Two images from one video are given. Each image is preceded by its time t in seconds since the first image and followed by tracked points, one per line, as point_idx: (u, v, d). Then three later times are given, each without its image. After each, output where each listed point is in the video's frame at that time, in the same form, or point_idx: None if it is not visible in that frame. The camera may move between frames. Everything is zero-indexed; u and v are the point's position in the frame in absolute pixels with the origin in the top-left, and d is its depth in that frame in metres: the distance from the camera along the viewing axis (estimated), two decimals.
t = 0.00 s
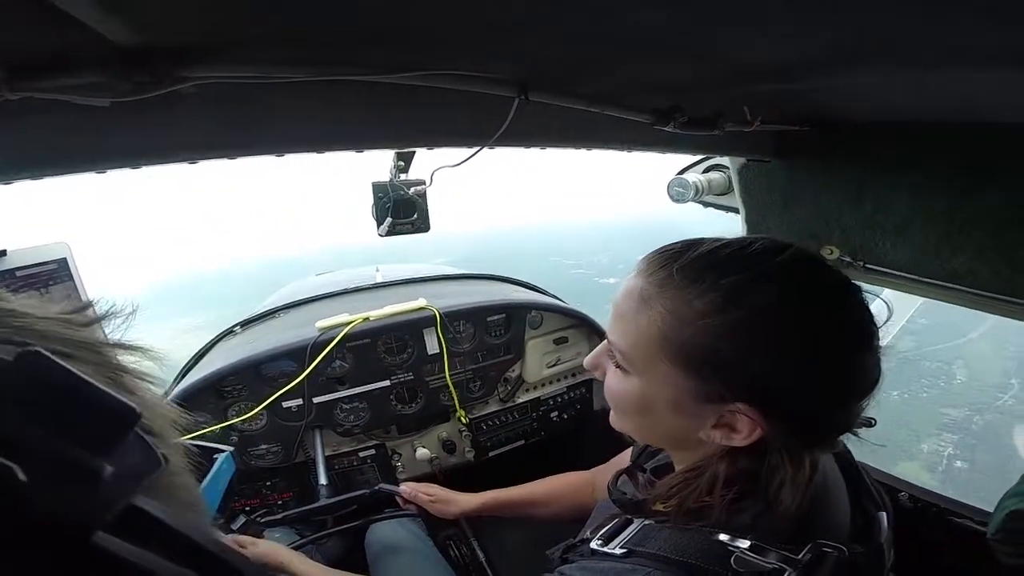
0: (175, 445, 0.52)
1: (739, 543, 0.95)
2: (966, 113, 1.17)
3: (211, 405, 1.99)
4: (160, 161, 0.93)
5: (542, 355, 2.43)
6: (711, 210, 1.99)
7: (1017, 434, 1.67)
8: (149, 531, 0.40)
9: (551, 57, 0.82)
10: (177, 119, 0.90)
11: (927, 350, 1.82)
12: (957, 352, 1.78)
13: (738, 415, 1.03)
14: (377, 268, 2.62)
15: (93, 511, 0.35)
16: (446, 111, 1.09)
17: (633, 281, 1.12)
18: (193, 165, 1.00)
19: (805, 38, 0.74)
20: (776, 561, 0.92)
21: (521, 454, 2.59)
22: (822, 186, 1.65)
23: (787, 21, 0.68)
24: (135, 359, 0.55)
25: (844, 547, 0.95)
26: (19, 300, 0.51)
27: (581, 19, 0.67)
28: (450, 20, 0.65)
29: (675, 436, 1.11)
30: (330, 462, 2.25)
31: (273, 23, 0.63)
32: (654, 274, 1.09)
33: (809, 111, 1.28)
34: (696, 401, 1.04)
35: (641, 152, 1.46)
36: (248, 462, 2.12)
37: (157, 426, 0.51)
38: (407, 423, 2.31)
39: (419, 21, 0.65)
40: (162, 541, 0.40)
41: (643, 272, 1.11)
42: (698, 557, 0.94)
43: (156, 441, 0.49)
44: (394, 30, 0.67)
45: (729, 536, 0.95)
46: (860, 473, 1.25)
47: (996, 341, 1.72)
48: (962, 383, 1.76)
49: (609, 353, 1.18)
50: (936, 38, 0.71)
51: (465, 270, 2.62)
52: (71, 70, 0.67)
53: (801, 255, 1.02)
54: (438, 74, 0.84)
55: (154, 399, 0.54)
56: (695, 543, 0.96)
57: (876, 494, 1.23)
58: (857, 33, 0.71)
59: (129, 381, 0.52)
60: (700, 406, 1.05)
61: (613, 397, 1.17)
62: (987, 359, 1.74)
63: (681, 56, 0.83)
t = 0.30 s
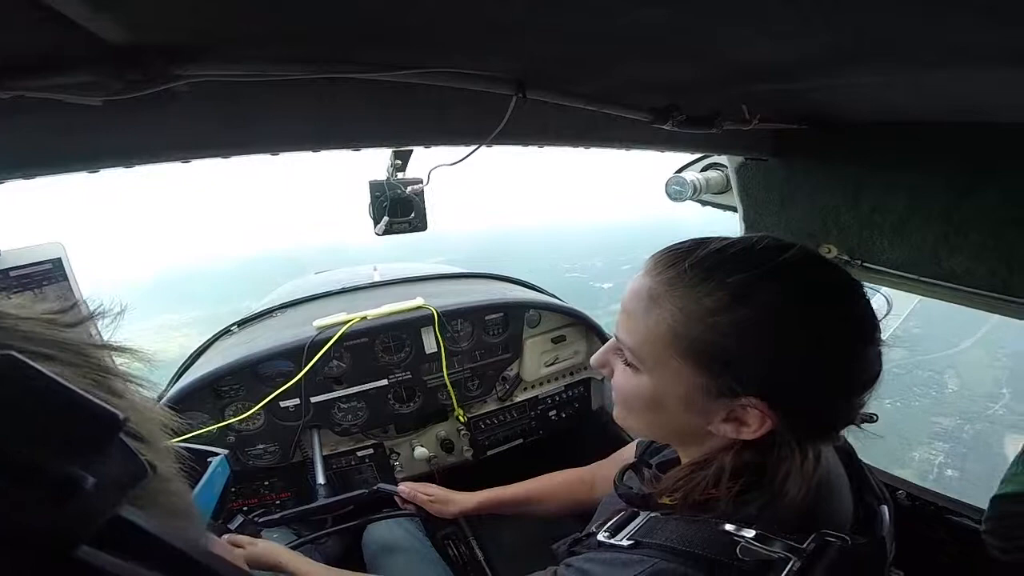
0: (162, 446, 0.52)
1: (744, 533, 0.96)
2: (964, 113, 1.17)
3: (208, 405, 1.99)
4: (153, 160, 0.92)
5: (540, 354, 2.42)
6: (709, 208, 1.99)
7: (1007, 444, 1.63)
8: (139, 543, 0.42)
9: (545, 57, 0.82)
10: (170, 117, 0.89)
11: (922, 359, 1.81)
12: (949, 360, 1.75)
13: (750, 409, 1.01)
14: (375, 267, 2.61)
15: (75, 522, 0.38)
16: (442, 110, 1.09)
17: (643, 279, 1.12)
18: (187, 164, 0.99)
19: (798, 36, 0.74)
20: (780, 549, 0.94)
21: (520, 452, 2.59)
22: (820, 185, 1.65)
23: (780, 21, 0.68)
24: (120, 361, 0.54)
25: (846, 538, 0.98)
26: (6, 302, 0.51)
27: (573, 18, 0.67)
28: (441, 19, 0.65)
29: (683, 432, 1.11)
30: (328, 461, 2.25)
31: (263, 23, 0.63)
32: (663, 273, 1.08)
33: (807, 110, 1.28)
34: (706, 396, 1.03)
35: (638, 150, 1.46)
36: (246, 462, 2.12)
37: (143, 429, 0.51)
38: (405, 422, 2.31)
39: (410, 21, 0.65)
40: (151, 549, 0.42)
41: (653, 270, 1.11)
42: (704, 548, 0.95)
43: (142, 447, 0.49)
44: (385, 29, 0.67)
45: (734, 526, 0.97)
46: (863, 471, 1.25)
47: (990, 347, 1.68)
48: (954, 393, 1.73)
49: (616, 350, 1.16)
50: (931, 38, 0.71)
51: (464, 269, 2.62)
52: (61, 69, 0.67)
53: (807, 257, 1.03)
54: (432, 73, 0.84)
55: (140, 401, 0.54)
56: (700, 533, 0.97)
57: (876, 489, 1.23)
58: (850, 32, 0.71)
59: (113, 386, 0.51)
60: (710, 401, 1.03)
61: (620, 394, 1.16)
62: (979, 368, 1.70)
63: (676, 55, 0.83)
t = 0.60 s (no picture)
0: (156, 446, 0.52)
1: (746, 520, 0.96)
2: (963, 106, 1.16)
3: (206, 402, 1.98)
4: (144, 157, 0.92)
5: (539, 350, 2.42)
6: (708, 203, 1.98)
7: (1005, 451, 1.63)
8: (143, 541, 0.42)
9: (540, 49, 0.81)
10: (161, 113, 0.89)
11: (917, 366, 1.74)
12: (947, 370, 1.70)
13: (757, 399, 1.02)
14: (373, 264, 2.61)
15: (69, 521, 0.37)
16: (438, 105, 1.08)
17: (646, 272, 1.10)
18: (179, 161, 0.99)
19: (795, 28, 0.73)
20: (782, 537, 0.94)
21: (520, 448, 2.59)
22: (820, 179, 1.64)
23: (775, 12, 0.67)
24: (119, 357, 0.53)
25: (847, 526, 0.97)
26: None
27: (566, 10, 0.66)
28: (433, 12, 0.65)
29: (688, 424, 1.11)
30: (327, 459, 2.25)
31: (252, 16, 0.63)
32: (666, 267, 1.07)
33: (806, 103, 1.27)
34: (713, 388, 1.03)
35: (635, 145, 1.45)
36: (244, 460, 2.12)
37: (137, 427, 0.50)
38: (404, 419, 2.30)
39: (401, 14, 0.65)
40: (153, 548, 0.42)
41: (656, 263, 1.09)
42: (706, 536, 0.95)
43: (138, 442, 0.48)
44: (376, 22, 0.67)
45: (735, 514, 0.97)
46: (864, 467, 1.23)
47: (987, 355, 1.65)
48: (952, 402, 1.69)
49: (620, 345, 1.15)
50: (929, 29, 0.71)
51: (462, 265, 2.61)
52: (48, 65, 0.66)
53: (808, 250, 1.03)
54: (426, 67, 0.83)
55: (137, 399, 0.53)
56: (702, 522, 0.98)
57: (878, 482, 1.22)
58: (847, 24, 0.70)
59: (110, 381, 0.50)
60: (717, 392, 1.04)
61: (624, 389, 1.15)
62: (977, 376, 1.67)
63: (673, 48, 0.82)
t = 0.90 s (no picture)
0: (130, 453, 0.52)
1: (748, 515, 0.97)
2: (960, 105, 1.15)
3: (202, 406, 1.98)
4: (134, 159, 0.91)
5: (538, 352, 2.41)
6: (706, 203, 1.98)
7: (1003, 465, 1.62)
8: (114, 549, 0.42)
9: (530, 49, 0.81)
10: (150, 115, 0.88)
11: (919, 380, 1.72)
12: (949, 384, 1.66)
13: (763, 395, 1.01)
14: (371, 266, 2.60)
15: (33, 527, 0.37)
16: (431, 106, 1.08)
17: (651, 271, 1.09)
18: (170, 164, 0.98)
19: (786, 27, 0.73)
20: (783, 531, 0.94)
21: (518, 450, 2.59)
22: (819, 177, 1.63)
23: (765, 10, 0.66)
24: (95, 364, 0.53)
25: (846, 521, 0.97)
26: None
27: (553, 10, 0.65)
28: (419, 11, 0.64)
29: (693, 423, 1.09)
30: (325, 462, 2.24)
31: (236, 17, 0.62)
32: (673, 266, 1.05)
33: (802, 103, 1.27)
34: (720, 386, 1.02)
35: (632, 146, 1.44)
36: (242, 463, 2.11)
37: (109, 435, 0.51)
38: (402, 422, 2.30)
39: (387, 14, 0.64)
40: (128, 555, 0.43)
41: (661, 262, 1.08)
42: (709, 532, 0.96)
43: (104, 449, 0.49)
44: (363, 22, 0.66)
45: (738, 510, 0.98)
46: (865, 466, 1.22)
47: (990, 368, 1.61)
48: (952, 416, 1.66)
49: (626, 344, 1.13)
50: (922, 27, 0.70)
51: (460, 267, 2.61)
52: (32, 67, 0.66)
53: (812, 249, 1.02)
54: (417, 67, 0.83)
55: (110, 406, 0.53)
56: (705, 517, 0.99)
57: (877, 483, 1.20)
58: (840, 22, 0.70)
59: (81, 388, 0.51)
60: (724, 388, 1.02)
61: (629, 389, 1.14)
62: (977, 390, 1.63)
63: (665, 47, 0.82)
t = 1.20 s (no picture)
0: (123, 448, 0.52)
1: (751, 511, 0.97)
2: (964, 106, 1.15)
3: (201, 402, 1.97)
4: (134, 154, 0.91)
5: (538, 350, 2.41)
6: (708, 203, 1.98)
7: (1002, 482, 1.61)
8: (105, 538, 0.45)
9: (533, 47, 0.81)
10: (150, 110, 0.88)
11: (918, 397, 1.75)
12: (948, 400, 1.70)
13: (766, 390, 1.01)
14: (371, 263, 2.59)
15: (30, 518, 0.39)
16: (434, 103, 1.08)
17: (657, 268, 1.09)
18: (170, 159, 0.98)
19: (789, 26, 0.73)
20: (786, 526, 0.95)
21: (517, 449, 2.59)
22: (821, 177, 1.63)
23: (768, 10, 0.66)
24: (92, 357, 0.53)
25: (848, 516, 0.98)
26: None
27: (555, 8, 0.65)
28: (421, 8, 0.64)
29: (696, 418, 1.09)
30: (324, 459, 2.24)
31: (238, 12, 0.62)
32: (679, 263, 1.05)
33: (806, 103, 1.27)
34: (724, 382, 1.02)
35: (635, 144, 1.44)
36: (240, 460, 2.11)
37: (103, 428, 0.50)
38: (401, 419, 2.29)
39: (389, 10, 0.64)
40: (116, 541, 0.45)
41: (667, 260, 1.08)
42: (714, 527, 0.97)
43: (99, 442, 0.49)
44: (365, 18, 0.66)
45: (741, 504, 0.99)
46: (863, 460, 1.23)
47: (990, 388, 1.66)
48: (950, 432, 1.69)
49: (631, 341, 1.13)
50: (926, 27, 0.70)
51: (461, 265, 2.60)
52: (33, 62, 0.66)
53: (816, 248, 1.02)
54: (421, 62, 0.83)
55: (105, 401, 0.53)
56: (708, 512, 1.00)
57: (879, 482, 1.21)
58: (844, 22, 0.69)
59: (77, 382, 0.50)
60: (728, 383, 1.02)
61: (634, 385, 1.14)
62: (976, 407, 1.67)
63: (669, 45, 0.82)
